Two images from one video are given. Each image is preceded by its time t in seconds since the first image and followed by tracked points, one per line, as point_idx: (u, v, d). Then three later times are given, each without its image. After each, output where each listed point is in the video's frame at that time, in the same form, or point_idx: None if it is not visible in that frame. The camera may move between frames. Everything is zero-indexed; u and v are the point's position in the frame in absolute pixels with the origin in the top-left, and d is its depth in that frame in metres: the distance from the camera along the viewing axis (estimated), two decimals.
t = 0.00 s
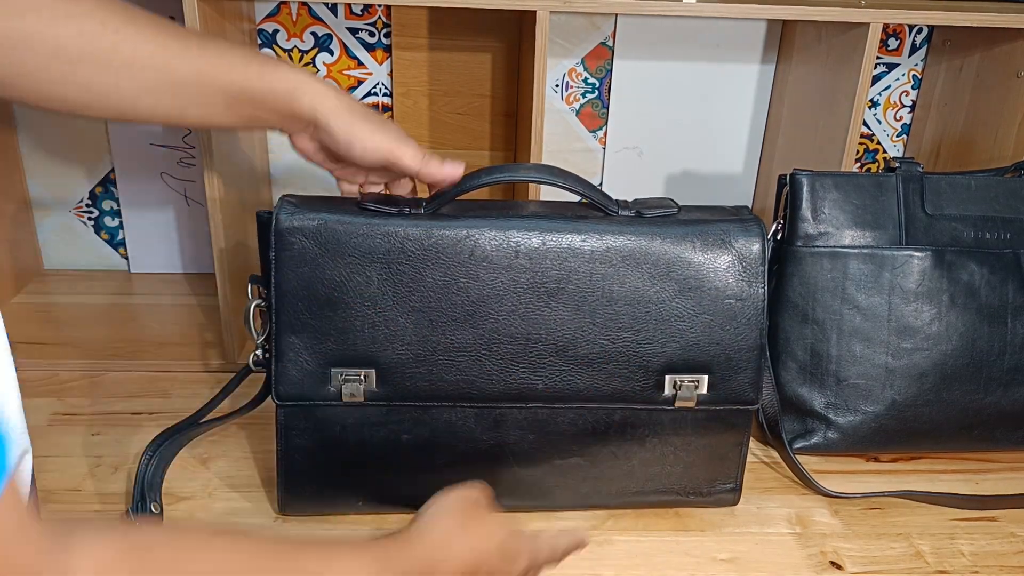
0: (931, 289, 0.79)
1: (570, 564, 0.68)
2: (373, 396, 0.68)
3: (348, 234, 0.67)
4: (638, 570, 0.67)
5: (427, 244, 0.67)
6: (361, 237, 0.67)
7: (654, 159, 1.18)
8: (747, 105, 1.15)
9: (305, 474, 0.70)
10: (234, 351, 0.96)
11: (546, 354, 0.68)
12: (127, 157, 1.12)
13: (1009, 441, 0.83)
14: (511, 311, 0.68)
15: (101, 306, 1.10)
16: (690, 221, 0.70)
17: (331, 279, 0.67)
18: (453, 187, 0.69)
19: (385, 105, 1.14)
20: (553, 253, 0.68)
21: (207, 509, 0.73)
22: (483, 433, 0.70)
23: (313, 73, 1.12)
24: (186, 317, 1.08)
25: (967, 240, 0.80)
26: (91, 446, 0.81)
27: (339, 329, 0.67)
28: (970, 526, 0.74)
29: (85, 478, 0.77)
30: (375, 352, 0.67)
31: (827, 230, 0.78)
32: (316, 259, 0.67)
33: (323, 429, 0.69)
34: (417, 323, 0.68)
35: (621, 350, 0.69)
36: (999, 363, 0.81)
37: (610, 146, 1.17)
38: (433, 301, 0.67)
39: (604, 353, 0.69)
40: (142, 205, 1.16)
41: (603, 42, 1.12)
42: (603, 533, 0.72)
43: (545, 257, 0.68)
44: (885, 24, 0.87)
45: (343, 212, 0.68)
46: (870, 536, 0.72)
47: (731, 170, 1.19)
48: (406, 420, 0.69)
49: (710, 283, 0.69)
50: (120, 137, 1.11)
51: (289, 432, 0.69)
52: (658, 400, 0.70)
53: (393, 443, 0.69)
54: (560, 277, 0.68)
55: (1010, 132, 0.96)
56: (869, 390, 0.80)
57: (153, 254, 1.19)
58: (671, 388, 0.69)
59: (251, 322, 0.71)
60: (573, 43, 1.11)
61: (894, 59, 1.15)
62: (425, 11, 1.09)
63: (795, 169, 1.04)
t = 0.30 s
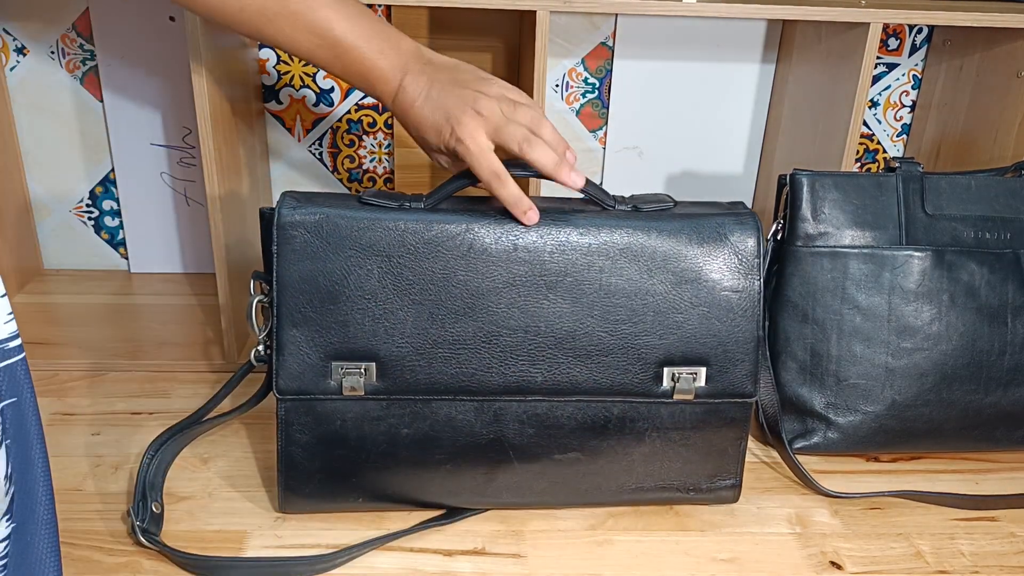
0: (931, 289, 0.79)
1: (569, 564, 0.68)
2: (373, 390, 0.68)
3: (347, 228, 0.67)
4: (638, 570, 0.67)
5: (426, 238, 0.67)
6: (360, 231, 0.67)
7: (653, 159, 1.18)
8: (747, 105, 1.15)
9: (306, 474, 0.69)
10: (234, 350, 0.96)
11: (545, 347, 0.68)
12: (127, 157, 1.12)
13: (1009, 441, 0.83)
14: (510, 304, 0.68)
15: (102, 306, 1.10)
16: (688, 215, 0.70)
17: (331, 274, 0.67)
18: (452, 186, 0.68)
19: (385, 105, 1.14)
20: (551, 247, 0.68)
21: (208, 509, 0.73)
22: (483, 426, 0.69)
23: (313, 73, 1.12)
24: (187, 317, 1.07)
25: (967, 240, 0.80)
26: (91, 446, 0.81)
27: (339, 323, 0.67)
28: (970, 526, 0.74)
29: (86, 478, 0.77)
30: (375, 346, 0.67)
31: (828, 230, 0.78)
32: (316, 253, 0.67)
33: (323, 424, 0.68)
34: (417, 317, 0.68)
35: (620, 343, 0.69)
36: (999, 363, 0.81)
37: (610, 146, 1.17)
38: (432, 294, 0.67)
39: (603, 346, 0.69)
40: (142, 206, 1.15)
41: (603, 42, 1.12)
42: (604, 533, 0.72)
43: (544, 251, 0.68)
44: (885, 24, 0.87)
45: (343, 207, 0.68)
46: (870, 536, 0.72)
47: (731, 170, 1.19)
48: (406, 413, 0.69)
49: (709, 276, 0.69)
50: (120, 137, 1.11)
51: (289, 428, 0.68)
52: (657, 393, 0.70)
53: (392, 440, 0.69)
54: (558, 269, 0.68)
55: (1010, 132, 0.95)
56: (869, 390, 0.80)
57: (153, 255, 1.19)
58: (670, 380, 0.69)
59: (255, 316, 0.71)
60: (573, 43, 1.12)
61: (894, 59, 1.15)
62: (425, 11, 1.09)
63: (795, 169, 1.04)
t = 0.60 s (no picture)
0: (930, 289, 0.79)
1: (569, 564, 0.68)
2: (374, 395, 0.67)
3: (351, 225, 0.66)
4: (638, 570, 0.67)
5: (434, 233, 0.67)
6: (364, 228, 0.66)
7: (653, 159, 1.18)
8: (748, 105, 1.15)
9: (303, 472, 0.69)
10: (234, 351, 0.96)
11: (555, 347, 0.69)
12: (127, 157, 1.12)
13: (1009, 441, 0.83)
14: (516, 302, 0.68)
15: (101, 306, 1.10)
16: (697, 208, 0.71)
17: (334, 273, 0.66)
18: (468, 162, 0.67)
19: (385, 105, 1.14)
20: (561, 245, 0.68)
21: (208, 509, 0.73)
22: (486, 426, 0.70)
23: (313, 73, 1.12)
24: (186, 317, 1.07)
25: (967, 240, 0.80)
26: (91, 446, 0.81)
27: (342, 325, 0.66)
28: (970, 526, 0.74)
29: (86, 478, 0.77)
30: (380, 347, 0.67)
31: (827, 230, 0.78)
32: (317, 254, 0.65)
33: (321, 429, 0.68)
34: (423, 316, 0.67)
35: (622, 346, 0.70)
36: (999, 363, 0.81)
37: (611, 147, 1.17)
38: (439, 294, 0.67)
39: (608, 344, 0.69)
40: (143, 206, 1.15)
41: (603, 42, 1.12)
42: (604, 534, 0.72)
43: (553, 250, 0.68)
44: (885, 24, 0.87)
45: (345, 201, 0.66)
46: (870, 536, 0.72)
47: (731, 170, 1.19)
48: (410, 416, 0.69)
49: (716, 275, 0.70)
50: (120, 138, 1.11)
51: (285, 434, 0.67)
52: (663, 391, 0.70)
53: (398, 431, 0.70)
54: (565, 267, 0.68)
55: (1010, 132, 0.95)
56: (869, 390, 0.80)
57: (152, 254, 1.19)
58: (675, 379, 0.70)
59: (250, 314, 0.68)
60: (573, 43, 1.11)
61: (894, 59, 1.15)
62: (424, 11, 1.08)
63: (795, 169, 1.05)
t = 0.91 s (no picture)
0: (931, 289, 0.79)
1: (569, 564, 0.68)
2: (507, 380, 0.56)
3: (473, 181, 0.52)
4: (638, 570, 0.67)
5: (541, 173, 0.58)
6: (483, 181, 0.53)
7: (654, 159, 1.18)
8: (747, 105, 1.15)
9: (392, 508, 0.55)
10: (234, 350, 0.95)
11: (614, 273, 0.67)
12: (126, 157, 1.12)
13: (1009, 442, 0.83)
14: (593, 234, 0.64)
15: (101, 306, 1.10)
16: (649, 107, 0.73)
17: (473, 245, 0.53)
18: (537, 86, 0.59)
19: (385, 105, 1.14)
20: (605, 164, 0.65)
21: (208, 509, 0.73)
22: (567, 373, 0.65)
23: (313, 73, 1.12)
24: (186, 317, 1.07)
25: (967, 240, 0.80)
26: (91, 447, 0.81)
27: (482, 304, 0.54)
28: (970, 526, 0.74)
29: (85, 478, 0.77)
30: (512, 327, 0.56)
31: (828, 230, 0.78)
32: (439, 219, 0.50)
33: (448, 447, 0.55)
34: (543, 269, 0.59)
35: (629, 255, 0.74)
36: (1000, 363, 0.80)
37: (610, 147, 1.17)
38: (551, 242, 0.59)
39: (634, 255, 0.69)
40: (143, 206, 1.15)
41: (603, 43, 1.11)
42: (604, 534, 0.71)
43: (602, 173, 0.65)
44: (885, 24, 0.87)
45: (456, 153, 0.52)
46: (870, 536, 0.72)
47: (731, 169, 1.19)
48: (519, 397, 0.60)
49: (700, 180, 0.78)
50: (119, 137, 1.11)
51: (380, 465, 0.54)
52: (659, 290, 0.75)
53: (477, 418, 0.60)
54: (616, 184, 0.66)
55: (1011, 132, 0.95)
56: (870, 390, 0.80)
57: (153, 254, 1.19)
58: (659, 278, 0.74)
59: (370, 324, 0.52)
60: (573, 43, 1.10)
61: (894, 58, 1.15)
62: (423, 10, 1.07)
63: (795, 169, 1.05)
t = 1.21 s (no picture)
0: (931, 289, 0.79)
1: (569, 565, 0.68)
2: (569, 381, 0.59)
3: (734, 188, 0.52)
4: (638, 571, 0.67)
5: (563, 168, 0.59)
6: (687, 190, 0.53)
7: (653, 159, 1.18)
8: (747, 105, 1.15)
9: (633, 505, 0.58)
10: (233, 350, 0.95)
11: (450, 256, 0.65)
12: (126, 157, 1.12)
13: (1009, 442, 0.83)
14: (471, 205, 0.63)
15: (101, 306, 1.10)
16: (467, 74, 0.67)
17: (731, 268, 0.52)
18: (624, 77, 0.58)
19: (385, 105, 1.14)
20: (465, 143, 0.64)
21: (208, 509, 0.73)
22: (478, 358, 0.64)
23: (312, 73, 1.12)
24: (187, 317, 1.07)
25: (967, 240, 0.80)
26: (91, 446, 0.81)
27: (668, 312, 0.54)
28: (970, 526, 0.74)
29: (85, 478, 0.77)
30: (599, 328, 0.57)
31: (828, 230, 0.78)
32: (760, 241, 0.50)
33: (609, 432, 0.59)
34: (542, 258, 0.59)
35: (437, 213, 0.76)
36: (999, 363, 0.80)
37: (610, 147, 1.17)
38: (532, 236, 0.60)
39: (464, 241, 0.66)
40: (143, 206, 1.15)
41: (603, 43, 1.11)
42: (604, 533, 0.71)
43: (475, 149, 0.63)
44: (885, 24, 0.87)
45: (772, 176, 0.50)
46: (870, 537, 0.72)
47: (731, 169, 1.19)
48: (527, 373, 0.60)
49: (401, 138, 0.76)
50: (119, 137, 1.11)
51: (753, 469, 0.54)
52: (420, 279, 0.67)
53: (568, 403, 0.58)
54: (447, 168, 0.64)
55: (1010, 133, 0.95)
56: (870, 390, 0.80)
57: (152, 254, 1.19)
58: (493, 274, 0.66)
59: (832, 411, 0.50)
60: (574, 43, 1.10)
61: (894, 58, 1.15)
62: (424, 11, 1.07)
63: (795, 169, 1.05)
